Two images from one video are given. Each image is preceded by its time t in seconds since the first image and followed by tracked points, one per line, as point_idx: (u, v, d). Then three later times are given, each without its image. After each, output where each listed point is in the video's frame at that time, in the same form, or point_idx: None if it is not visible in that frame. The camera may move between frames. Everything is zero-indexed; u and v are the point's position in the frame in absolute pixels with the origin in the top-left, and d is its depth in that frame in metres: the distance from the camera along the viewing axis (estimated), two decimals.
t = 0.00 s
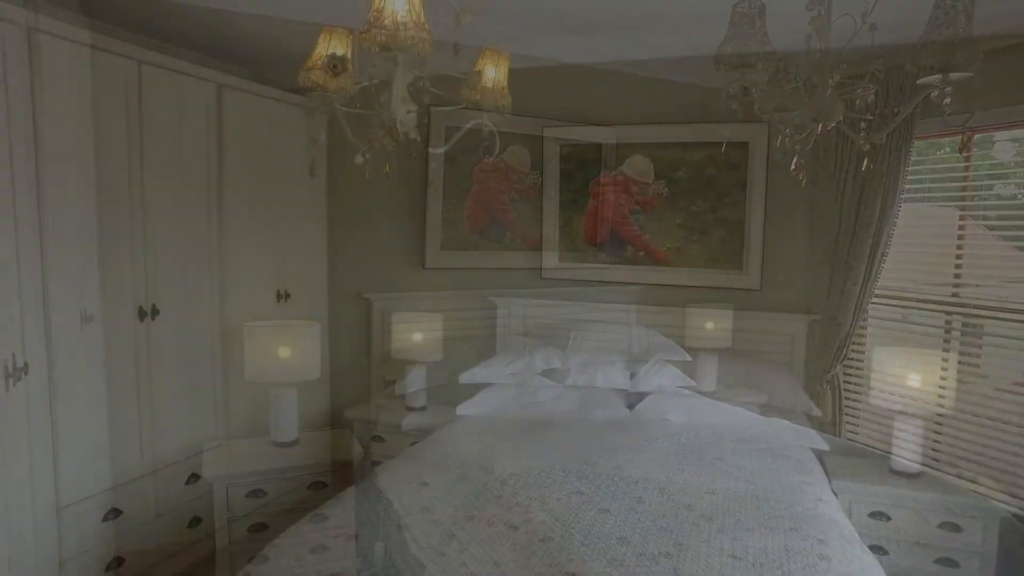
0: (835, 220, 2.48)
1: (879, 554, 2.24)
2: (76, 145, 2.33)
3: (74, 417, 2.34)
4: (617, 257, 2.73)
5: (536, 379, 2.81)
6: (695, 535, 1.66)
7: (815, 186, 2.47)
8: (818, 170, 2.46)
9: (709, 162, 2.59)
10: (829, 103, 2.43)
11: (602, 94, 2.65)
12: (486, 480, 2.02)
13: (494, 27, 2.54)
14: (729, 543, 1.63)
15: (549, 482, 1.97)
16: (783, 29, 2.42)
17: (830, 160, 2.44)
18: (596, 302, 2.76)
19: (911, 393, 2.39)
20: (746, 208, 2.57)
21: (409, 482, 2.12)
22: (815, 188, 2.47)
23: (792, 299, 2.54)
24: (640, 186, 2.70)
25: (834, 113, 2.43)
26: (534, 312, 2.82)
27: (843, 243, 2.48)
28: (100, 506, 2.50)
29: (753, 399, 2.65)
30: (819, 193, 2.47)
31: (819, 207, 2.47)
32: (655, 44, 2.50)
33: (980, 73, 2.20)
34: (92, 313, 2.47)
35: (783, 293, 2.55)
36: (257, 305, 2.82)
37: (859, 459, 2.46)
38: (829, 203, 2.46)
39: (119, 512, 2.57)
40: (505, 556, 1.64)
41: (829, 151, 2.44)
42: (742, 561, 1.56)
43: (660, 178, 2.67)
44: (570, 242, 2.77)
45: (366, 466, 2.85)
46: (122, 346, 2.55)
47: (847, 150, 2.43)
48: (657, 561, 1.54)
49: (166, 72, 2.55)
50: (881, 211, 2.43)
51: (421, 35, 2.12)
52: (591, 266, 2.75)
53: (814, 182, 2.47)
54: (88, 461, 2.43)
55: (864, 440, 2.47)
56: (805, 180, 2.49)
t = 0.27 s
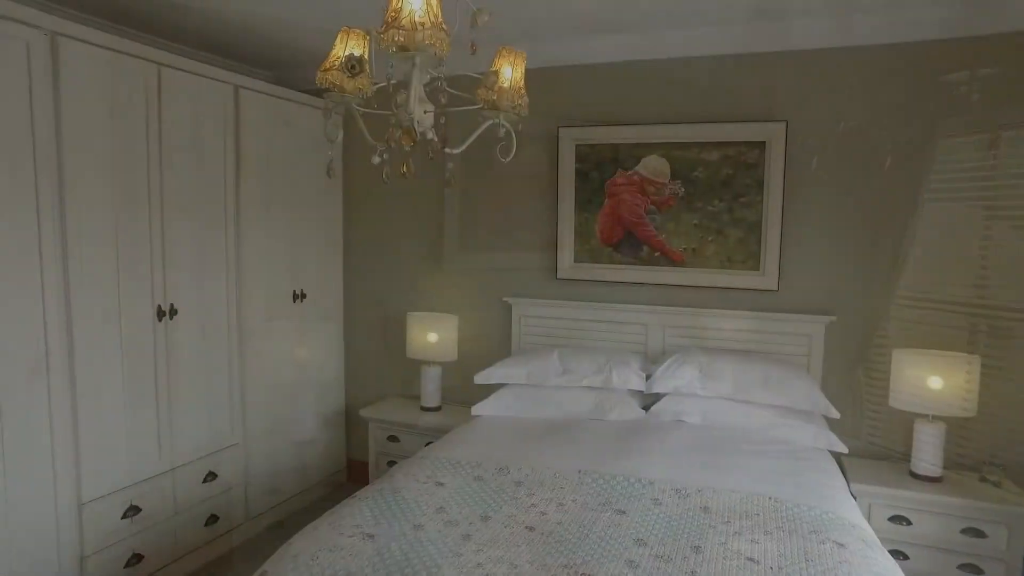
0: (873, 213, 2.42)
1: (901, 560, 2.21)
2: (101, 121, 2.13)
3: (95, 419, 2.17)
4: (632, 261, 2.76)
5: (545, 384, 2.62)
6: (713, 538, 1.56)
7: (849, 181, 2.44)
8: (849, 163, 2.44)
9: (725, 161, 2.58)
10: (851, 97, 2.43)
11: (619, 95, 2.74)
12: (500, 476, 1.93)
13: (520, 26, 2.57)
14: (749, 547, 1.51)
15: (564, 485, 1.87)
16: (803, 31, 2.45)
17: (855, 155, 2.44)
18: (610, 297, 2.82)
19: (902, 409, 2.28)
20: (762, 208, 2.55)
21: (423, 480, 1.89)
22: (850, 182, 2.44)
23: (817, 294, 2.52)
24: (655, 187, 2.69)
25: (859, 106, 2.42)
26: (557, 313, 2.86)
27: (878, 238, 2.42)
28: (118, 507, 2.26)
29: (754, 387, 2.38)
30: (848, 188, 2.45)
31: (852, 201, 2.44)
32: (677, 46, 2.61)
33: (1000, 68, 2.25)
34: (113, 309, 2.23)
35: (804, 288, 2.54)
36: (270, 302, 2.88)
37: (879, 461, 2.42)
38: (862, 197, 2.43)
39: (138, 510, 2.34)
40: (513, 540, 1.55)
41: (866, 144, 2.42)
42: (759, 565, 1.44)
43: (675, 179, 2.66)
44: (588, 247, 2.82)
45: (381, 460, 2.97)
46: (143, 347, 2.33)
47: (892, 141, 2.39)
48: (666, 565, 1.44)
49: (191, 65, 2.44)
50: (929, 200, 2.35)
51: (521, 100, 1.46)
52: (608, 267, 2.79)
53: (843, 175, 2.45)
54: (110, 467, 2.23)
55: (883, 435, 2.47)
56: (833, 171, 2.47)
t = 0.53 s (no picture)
0: (894, 214, 2.40)
1: (922, 566, 2.18)
2: (123, 124, 2.16)
3: (116, 418, 2.20)
4: (648, 262, 2.75)
5: (560, 386, 2.61)
6: (730, 541, 1.54)
7: (869, 182, 2.43)
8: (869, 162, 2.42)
9: (742, 162, 2.57)
10: (870, 97, 2.41)
11: (636, 95, 2.74)
12: (515, 477, 1.93)
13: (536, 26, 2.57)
14: (767, 551, 1.50)
15: (579, 487, 1.87)
16: (822, 30, 2.43)
17: (874, 156, 2.42)
18: (626, 297, 2.82)
19: (923, 412, 2.25)
20: (779, 209, 2.53)
21: (438, 481, 1.89)
22: (869, 182, 2.42)
23: (835, 296, 2.50)
24: (672, 187, 2.68)
25: (879, 105, 2.40)
26: (573, 314, 2.86)
27: (899, 238, 2.40)
28: (137, 505, 2.28)
29: (771, 391, 2.36)
30: (868, 188, 2.43)
31: (873, 201, 2.42)
32: (695, 45, 2.60)
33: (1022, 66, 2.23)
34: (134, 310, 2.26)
35: (823, 290, 2.51)
36: (286, 303, 2.89)
37: (899, 466, 2.40)
38: (882, 197, 2.41)
39: (157, 508, 2.36)
40: (529, 541, 1.55)
41: (886, 144, 2.40)
42: (777, 569, 1.42)
43: (691, 179, 2.65)
44: (604, 249, 2.82)
45: (397, 460, 2.98)
46: (161, 346, 2.35)
47: (913, 140, 2.36)
48: (683, 568, 1.43)
49: (209, 68, 2.46)
50: (952, 199, 2.33)
51: (538, 102, 1.46)
52: (625, 268, 2.79)
53: (863, 175, 2.43)
54: (130, 466, 2.25)
55: (903, 439, 2.45)
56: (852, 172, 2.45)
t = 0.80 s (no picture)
0: (921, 214, 2.36)
1: (952, 574, 2.13)
2: (149, 125, 2.19)
3: (142, 416, 2.23)
4: (669, 262, 2.73)
5: (581, 387, 2.60)
6: (755, 545, 1.52)
7: (897, 181, 2.39)
8: (896, 162, 2.38)
9: (766, 161, 2.54)
10: (898, 95, 2.37)
11: (656, 94, 2.72)
12: (535, 478, 1.93)
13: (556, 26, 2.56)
14: (792, 556, 1.47)
15: (601, 488, 1.86)
16: (846, 27, 2.39)
17: (902, 155, 2.38)
18: (648, 298, 2.80)
19: (955, 416, 2.20)
20: (803, 209, 2.50)
21: (460, 482, 1.89)
22: (896, 181, 2.39)
23: (861, 297, 2.46)
24: (694, 187, 2.66)
25: (907, 103, 2.36)
26: (594, 315, 2.85)
27: (927, 239, 2.36)
28: (161, 502, 2.31)
29: (793, 393, 2.32)
30: (895, 188, 2.39)
31: (900, 201, 2.38)
32: (715, 43, 2.57)
33: None
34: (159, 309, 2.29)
35: (848, 291, 2.48)
36: (308, 303, 2.91)
37: (927, 471, 2.35)
38: (910, 197, 2.37)
39: (180, 504, 2.38)
40: (551, 543, 1.54)
41: (913, 142, 2.36)
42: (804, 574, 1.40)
43: (714, 179, 2.62)
44: (625, 249, 2.80)
45: (417, 459, 2.98)
46: (185, 346, 2.37)
47: (938, 139, 2.32)
48: (707, 571, 1.41)
49: (232, 69, 2.48)
50: (981, 199, 2.28)
51: (562, 101, 1.45)
52: (646, 268, 2.77)
53: (890, 174, 2.39)
54: (154, 463, 2.28)
55: (931, 443, 2.40)
56: (879, 172, 2.41)
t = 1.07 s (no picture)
0: (951, 214, 2.31)
1: None
2: (174, 126, 2.21)
3: (166, 414, 2.25)
4: (692, 263, 2.71)
5: (602, 388, 2.59)
6: (781, 550, 1.50)
7: (925, 181, 2.34)
8: (925, 161, 2.34)
9: (790, 161, 2.51)
10: (926, 93, 2.32)
11: (678, 94, 2.70)
12: (557, 479, 1.92)
13: (579, 25, 2.55)
14: (821, 561, 1.45)
15: (624, 491, 1.84)
16: (874, 24, 2.35)
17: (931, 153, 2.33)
18: (670, 299, 2.77)
19: (989, 421, 2.15)
20: (828, 209, 2.46)
21: (481, 482, 1.89)
22: (925, 181, 2.34)
23: (889, 299, 2.42)
24: (717, 187, 2.63)
25: (936, 101, 2.31)
26: (616, 316, 2.83)
27: (957, 240, 2.31)
28: (185, 500, 2.33)
29: (818, 396, 2.29)
30: (924, 187, 2.35)
31: (929, 201, 2.34)
32: (739, 41, 2.54)
33: None
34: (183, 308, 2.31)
35: (876, 293, 2.44)
36: (329, 303, 2.92)
37: (957, 477, 2.30)
38: (939, 196, 2.33)
39: (204, 502, 2.40)
40: (574, 545, 1.53)
41: (943, 141, 2.31)
42: None
43: (737, 179, 2.60)
44: (647, 250, 2.78)
45: (438, 460, 2.98)
46: (209, 345, 2.40)
47: (968, 137, 2.28)
48: None
49: (255, 71, 2.50)
50: (1014, 199, 2.23)
51: (587, 100, 1.44)
52: (668, 268, 2.75)
53: (919, 174, 2.35)
54: (179, 461, 2.30)
55: (960, 448, 2.35)
56: (907, 171, 2.37)
